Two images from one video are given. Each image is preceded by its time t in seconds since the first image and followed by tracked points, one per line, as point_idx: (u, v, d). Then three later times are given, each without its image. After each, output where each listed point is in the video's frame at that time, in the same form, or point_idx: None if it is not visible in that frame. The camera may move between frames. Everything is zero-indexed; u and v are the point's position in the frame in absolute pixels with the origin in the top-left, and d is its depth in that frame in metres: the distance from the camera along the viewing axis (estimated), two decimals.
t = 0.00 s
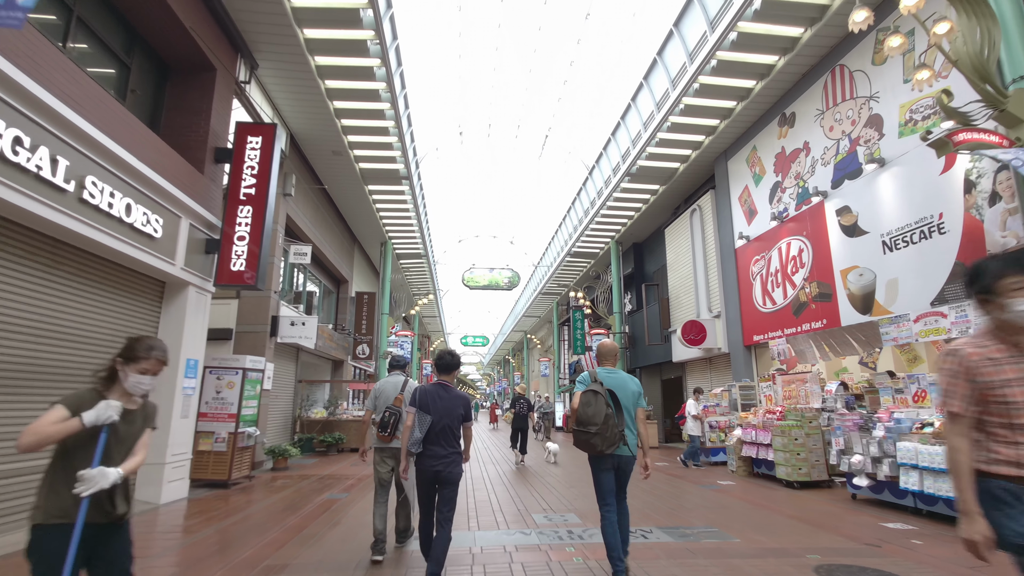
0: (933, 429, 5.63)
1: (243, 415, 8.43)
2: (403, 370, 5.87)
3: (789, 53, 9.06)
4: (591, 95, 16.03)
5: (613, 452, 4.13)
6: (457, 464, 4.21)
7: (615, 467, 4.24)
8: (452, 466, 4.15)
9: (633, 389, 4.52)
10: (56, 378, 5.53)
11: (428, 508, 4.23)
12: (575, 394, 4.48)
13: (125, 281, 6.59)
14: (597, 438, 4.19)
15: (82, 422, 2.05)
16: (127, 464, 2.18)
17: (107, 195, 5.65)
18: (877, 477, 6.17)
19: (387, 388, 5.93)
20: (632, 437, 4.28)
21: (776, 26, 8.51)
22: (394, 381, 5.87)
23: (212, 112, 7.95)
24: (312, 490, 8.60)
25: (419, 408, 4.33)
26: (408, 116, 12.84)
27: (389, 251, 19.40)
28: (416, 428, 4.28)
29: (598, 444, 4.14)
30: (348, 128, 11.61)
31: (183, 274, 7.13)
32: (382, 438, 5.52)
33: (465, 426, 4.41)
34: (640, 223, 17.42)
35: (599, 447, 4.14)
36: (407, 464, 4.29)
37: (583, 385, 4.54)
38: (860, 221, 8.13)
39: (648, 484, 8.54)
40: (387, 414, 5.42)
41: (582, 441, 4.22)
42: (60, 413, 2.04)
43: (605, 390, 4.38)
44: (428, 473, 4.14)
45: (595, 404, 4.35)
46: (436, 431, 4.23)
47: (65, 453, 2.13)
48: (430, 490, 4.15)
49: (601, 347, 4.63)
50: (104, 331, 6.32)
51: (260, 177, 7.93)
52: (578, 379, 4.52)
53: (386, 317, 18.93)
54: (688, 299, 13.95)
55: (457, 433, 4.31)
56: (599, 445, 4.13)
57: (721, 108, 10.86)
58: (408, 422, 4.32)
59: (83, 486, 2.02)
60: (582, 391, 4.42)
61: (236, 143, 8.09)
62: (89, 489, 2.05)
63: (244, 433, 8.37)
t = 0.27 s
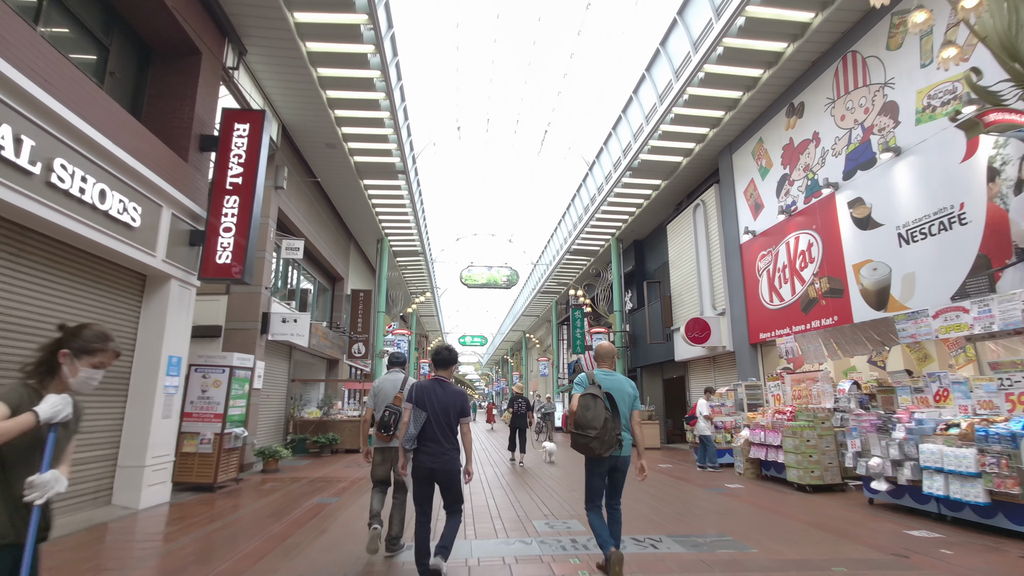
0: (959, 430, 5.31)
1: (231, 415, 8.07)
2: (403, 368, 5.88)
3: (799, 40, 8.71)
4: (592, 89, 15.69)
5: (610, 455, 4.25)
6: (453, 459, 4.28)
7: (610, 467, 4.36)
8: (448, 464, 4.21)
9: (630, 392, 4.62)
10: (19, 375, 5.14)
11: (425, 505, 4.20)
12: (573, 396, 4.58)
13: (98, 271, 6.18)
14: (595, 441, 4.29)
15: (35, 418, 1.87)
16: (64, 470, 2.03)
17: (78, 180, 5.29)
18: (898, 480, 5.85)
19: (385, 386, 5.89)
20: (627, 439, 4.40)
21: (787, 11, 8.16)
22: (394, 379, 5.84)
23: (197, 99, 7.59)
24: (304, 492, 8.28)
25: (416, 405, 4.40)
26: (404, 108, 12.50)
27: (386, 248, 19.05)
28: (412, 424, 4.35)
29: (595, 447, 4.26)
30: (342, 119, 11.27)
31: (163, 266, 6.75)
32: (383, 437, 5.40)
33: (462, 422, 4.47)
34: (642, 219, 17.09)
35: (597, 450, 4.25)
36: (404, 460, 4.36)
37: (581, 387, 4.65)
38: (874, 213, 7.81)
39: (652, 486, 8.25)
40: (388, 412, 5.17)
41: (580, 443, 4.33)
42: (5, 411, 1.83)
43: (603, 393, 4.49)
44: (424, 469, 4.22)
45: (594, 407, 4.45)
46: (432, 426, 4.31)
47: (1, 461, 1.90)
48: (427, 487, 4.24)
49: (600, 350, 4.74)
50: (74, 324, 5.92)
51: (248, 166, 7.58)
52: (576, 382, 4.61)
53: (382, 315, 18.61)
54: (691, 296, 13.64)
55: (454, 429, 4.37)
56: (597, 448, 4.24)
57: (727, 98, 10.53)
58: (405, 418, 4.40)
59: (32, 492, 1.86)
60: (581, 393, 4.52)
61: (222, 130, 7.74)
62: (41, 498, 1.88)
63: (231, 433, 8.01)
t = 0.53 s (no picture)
0: (994, 433, 4.98)
1: (221, 416, 7.74)
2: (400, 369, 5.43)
3: (811, 26, 8.37)
4: (594, 83, 15.36)
5: (608, 455, 4.36)
6: (460, 466, 4.10)
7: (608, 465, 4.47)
8: (456, 469, 4.08)
9: (628, 392, 4.68)
10: None
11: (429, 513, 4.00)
12: (572, 396, 4.65)
13: (74, 264, 5.82)
14: (594, 441, 4.40)
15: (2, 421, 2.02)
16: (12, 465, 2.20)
17: (50, 165, 4.94)
18: (924, 487, 5.53)
19: (384, 388, 5.52)
20: (625, 439, 4.50)
21: None
22: (391, 382, 5.46)
23: (184, 86, 7.26)
24: (297, 496, 7.95)
25: (419, 411, 4.29)
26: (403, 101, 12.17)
27: (384, 246, 18.72)
28: (413, 430, 4.23)
29: (594, 447, 4.35)
30: (338, 112, 10.93)
31: (145, 260, 6.39)
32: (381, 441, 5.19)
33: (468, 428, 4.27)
34: (645, 216, 16.76)
35: (595, 450, 4.36)
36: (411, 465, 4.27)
37: (580, 387, 4.71)
38: (892, 205, 7.48)
39: (660, 491, 7.93)
40: (384, 415, 5.09)
41: (579, 442, 4.43)
42: None
43: (602, 394, 4.57)
44: (431, 476, 4.05)
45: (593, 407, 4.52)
46: (435, 433, 4.16)
47: None
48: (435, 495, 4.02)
49: (600, 349, 4.79)
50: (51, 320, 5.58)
51: (237, 156, 7.25)
52: (576, 381, 4.67)
53: (381, 314, 18.28)
54: (697, 294, 13.31)
55: (459, 435, 4.19)
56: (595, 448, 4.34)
57: (735, 90, 10.20)
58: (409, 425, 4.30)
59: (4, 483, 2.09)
60: (580, 393, 4.60)
61: (211, 119, 7.41)
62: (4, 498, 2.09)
63: (221, 435, 7.67)
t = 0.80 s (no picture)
0: None
1: (206, 418, 7.40)
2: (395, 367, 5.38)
3: (822, 13, 8.09)
4: (594, 77, 15.06)
5: (601, 455, 4.37)
6: (467, 460, 4.29)
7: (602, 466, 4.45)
8: (462, 464, 4.25)
9: (622, 393, 4.69)
10: None
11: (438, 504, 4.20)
12: (566, 397, 4.70)
13: (46, 255, 5.46)
14: (587, 440, 4.41)
15: None
16: None
17: (17, 148, 4.58)
18: (948, 493, 5.22)
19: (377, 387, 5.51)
20: (618, 439, 4.50)
21: None
22: (386, 381, 5.40)
23: (167, 70, 6.92)
24: (286, 500, 7.60)
25: (427, 405, 4.48)
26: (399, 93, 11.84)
27: (380, 244, 18.37)
28: (422, 425, 4.43)
29: (587, 446, 4.38)
30: (331, 103, 10.59)
31: (124, 252, 6.04)
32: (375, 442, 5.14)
33: (473, 422, 4.50)
34: (646, 213, 16.45)
35: (588, 449, 4.39)
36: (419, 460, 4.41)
37: (575, 388, 4.77)
38: (908, 197, 7.17)
39: (665, 495, 7.63)
40: (380, 415, 5.11)
41: (573, 442, 4.46)
42: None
43: (595, 394, 4.61)
44: (439, 470, 4.22)
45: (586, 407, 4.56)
46: (443, 426, 4.37)
47: None
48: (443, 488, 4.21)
49: (594, 351, 4.85)
50: (21, 314, 5.23)
51: (223, 144, 6.89)
52: (570, 382, 4.72)
53: (376, 313, 17.92)
54: (700, 292, 12.98)
55: (465, 430, 4.42)
56: (588, 447, 4.37)
57: (741, 81, 9.91)
58: (417, 418, 4.50)
59: None
60: (574, 394, 4.64)
61: (196, 105, 7.05)
62: None
63: (205, 438, 7.31)
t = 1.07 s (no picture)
0: None
1: (177, 419, 6.98)
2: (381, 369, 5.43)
3: (822, 2, 7.86)
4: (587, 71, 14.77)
5: (585, 453, 4.27)
6: (455, 465, 4.11)
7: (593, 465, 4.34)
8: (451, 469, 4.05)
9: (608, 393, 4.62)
10: None
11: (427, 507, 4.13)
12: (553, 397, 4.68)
13: None
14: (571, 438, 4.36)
15: None
16: None
17: None
18: (956, 497, 4.99)
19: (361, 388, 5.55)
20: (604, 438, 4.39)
21: None
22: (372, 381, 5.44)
23: (135, 47, 6.48)
24: (261, 505, 7.21)
25: (417, 408, 4.22)
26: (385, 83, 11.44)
27: (367, 240, 17.92)
28: (413, 428, 4.16)
29: (570, 444, 4.31)
30: (314, 91, 10.15)
31: (84, 240, 5.61)
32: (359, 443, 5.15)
33: (464, 425, 4.29)
34: (637, 211, 16.20)
35: (572, 448, 4.30)
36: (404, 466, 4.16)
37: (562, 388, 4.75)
38: (911, 191, 6.95)
39: (659, 498, 7.36)
40: (364, 416, 5.15)
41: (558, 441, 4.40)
42: None
43: (580, 393, 4.56)
44: (426, 474, 4.06)
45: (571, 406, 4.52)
46: (434, 430, 4.14)
47: None
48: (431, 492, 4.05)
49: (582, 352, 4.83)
50: None
51: (195, 128, 6.49)
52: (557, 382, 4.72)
53: (362, 311, 17.48)
54: (692, 291, 12.75)
55: (457, 434, 4.20)
56: (571, 445, 4.30)
57: (737, 72, 9.67)
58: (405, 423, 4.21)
59: None
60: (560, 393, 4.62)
61: (166, 86, 6.64)
62: None
63: (174, 440, 6.90)
